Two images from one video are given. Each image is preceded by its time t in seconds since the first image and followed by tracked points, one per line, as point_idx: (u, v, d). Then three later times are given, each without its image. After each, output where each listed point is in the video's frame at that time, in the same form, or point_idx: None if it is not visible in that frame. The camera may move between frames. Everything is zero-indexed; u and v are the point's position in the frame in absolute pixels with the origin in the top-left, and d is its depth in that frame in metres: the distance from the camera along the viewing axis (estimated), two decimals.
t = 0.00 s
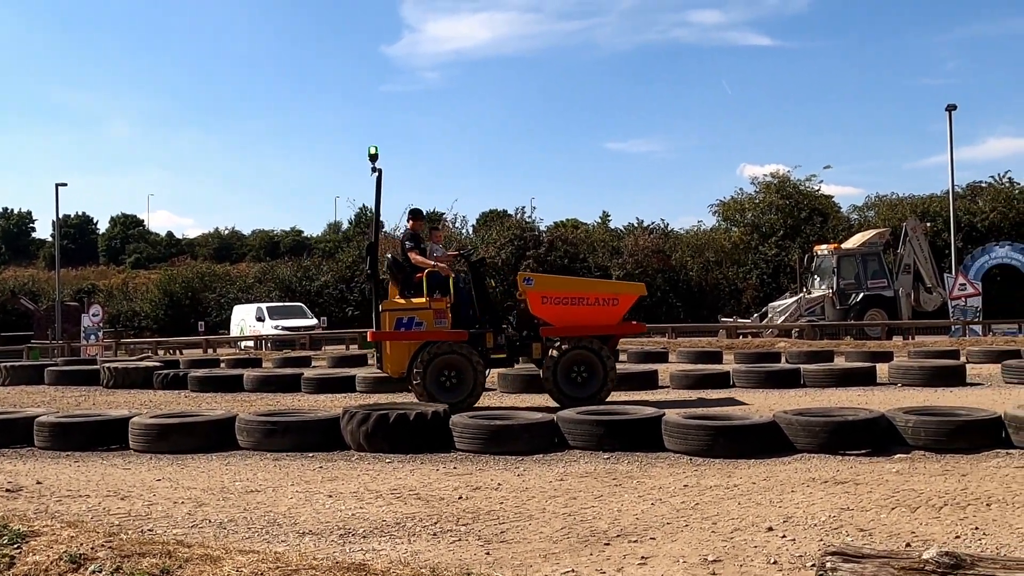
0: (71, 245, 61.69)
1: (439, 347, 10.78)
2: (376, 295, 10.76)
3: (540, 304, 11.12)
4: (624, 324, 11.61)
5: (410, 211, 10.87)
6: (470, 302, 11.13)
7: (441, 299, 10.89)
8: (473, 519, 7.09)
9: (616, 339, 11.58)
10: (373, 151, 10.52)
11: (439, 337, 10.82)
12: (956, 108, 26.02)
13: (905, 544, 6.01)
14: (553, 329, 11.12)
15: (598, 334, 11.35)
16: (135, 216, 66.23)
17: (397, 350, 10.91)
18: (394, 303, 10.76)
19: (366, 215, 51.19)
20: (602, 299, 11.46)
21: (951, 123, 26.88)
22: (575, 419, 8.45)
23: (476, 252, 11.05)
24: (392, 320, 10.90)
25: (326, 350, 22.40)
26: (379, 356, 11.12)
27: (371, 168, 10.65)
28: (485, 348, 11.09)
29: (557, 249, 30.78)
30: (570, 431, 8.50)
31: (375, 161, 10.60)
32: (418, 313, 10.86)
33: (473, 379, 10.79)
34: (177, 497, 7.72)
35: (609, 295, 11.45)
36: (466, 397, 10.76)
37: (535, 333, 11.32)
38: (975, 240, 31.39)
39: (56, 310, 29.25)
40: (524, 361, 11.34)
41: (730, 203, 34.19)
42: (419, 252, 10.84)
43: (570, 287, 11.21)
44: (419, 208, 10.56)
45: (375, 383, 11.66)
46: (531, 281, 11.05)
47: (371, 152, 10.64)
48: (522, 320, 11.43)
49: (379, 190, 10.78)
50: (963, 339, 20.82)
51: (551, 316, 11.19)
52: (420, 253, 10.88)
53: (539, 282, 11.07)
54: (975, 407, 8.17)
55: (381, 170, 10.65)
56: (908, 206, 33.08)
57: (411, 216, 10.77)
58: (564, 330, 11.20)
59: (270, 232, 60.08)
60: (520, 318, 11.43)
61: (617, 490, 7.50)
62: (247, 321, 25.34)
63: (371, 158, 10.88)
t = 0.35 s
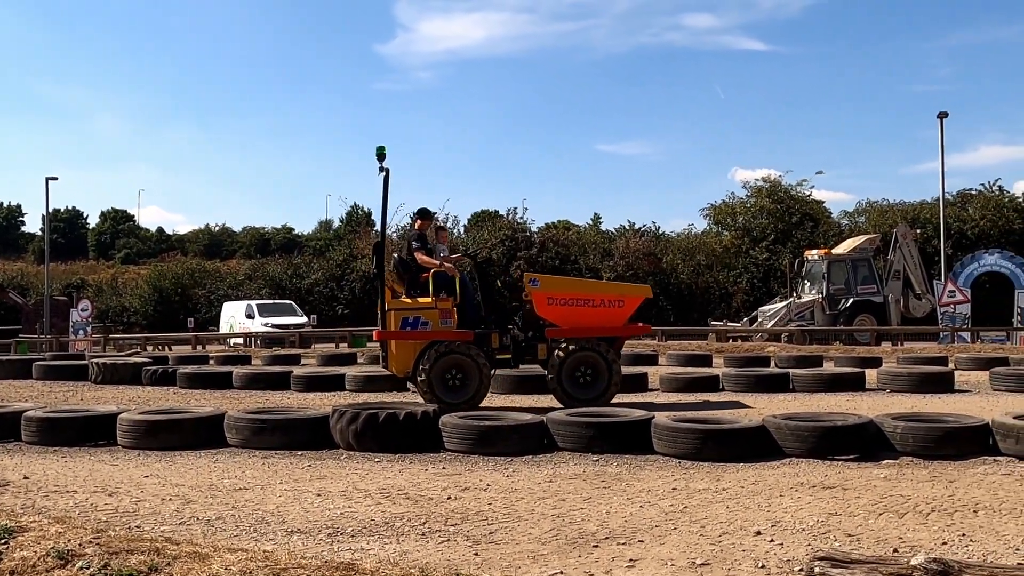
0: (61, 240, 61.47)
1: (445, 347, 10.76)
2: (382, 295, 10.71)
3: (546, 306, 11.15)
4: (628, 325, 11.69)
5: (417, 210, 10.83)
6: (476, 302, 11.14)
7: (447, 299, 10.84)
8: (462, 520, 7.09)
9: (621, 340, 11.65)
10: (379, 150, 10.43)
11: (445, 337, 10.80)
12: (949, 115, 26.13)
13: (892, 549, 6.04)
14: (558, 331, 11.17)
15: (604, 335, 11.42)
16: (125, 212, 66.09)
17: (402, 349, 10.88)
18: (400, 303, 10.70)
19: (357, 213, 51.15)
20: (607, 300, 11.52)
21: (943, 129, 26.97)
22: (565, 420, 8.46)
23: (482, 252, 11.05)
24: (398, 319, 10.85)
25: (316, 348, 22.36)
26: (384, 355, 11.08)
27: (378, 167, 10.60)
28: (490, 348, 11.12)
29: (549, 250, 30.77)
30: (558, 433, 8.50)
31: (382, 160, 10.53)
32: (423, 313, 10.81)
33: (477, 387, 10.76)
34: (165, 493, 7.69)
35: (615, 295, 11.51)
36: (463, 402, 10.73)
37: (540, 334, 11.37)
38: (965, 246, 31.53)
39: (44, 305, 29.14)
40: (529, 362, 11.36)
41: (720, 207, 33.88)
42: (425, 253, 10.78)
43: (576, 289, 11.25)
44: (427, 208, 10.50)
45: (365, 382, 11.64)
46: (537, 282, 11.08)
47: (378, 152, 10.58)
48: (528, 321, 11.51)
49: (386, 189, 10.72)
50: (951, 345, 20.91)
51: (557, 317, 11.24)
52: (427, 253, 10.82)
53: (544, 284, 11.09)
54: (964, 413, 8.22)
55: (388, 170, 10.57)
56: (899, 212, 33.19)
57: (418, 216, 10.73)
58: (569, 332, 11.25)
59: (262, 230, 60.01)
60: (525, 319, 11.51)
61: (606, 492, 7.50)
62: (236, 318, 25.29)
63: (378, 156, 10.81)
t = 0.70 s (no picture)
0: (44, 241, 61.08)
1: (446, 350, 10.78)
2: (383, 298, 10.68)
3: (546, 307, 11.16)
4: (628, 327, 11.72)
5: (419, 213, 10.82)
6: (476, 304, 11.11)
7: (447, 302, 10.82)
8: (447, 522, 7.08)
9: (621, 342, 11.69)
10: (380, 152, 10.42)
11: (446, 339, 10.79)
12: (933, 119, 26.28)
13: (875, 551, 6.06)
14: (558, 333, 11.19)
15: (603, 337, 11.44)
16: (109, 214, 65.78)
17: (403, 352, 10.89)
18: (400, 306, 10.68)
19: (342, 215, 51.06)
20: (607, 302, 11.54)
21: (927, 133, 27.10)
22: (550, 422, 8.45)
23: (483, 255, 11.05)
24: (399, 322, 10.82)
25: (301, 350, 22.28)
26: (385, 357, 11.10)
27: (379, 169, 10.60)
28: (490, 350, 11.13)
29: (534, 253, 30.73)
30: (544, 435, 8.50)
31: (383, 163, 10.54)
32: (424, 315, 10.79)
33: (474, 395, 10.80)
34: (149, 497, 7.65)
35: (615, 298, 11.52)
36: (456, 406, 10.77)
37: (540, 336, 11.33)
38: (948, 249, 31.70)
39: (27, 308, 28.92)
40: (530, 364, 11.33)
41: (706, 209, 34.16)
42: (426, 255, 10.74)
43: (577, 290, 11.27)
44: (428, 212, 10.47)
45: (350, 384, 11.61)
46: (537, 284, 11.08)
47: (379, 154, 10.58)
48: (528, 322, 11.44)
49: (387, 191, 10.72)
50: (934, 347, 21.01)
51: (557, 319, 11.27)
52: (427, 255, 10.78)
53: (545, 286, 11.10)
54: (946, 416, 8.26)
55: (388, 173, 10.58)
56: (882, 215, 33.33)
57: (419, 219, 10.69)
58: (569, 333, 11.27)
59: (246, 232, 59.81)
60: (526, 321, 11.44)
61: (590, 495, 7.51)
62: (221, 319, 25.17)
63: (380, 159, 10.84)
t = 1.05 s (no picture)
0: (28, 240, 60.77)
1: (449, 349, 10.71)
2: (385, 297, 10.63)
3: (547, 306, 11.26)
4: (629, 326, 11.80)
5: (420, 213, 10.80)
6: (478, 303, 11.09)
7: (450, 301, 10.78)
8: (434, 522, 7.08)
9: (622, 342, 11.76)
10: (382, 152, 10.42)
11: (448, 339, 10.76)
12: (918, 118, 26.44)
13: (861, 549, 6.08)
14: (560, 331, 11.24)
15: (606, 335, 11.48)
16: (94, 212, 65.55)
17: (405, 351, 10.84)
18: (403, 305, 10.62)
19: (329, 213, 50.99)
20: (608, 301, 11.64)
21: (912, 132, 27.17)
22: (537, 421, 8.45)
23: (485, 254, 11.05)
24: (401, 321, 10.78)
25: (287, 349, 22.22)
26: (386, 356, 11.04)
27: (381, 169, 10.60)
28: (493, 349, 11.08)
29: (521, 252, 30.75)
30: (531, 434, 8.49)
31: (384, 163, 10.54)
32: (426, 315, 10.76)
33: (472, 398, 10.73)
34: (134, 497, 7.61)
35: (616, 296, 11.63)
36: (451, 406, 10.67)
37: (542, 334, 11.37)
38: (933, 248, 31.90)
39: (12, 308, 28.76)
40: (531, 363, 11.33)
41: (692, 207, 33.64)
42: (429, 255, 10.73)
43: (578, 289, 11.37)
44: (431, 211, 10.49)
45: (337, 383, 11.58)
46: (539, 282, 11.17)
47: (380, 155, 10.59)
48: (530, 320, 11.44)
49: (389, 191, 10.73)
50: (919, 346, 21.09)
51: (558, 318, 11.34)
52: (430, 255, 10.77)
53: (546, 284, 11.19)
54: (932, 414, 8.29)
55: (391, 172, 10.59)
56: (867, 214, 33.47)
57: (421, 219, 10.71)
58: (571, 332, 11.33)
59: (232, 230, 59.67)
60: (527, 320, 11.43)
61: (577, 493, 7.51)
62: (207, 319, 25.09)
63: (381, 160, 10.84)
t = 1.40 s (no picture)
0: None
1: (436, 351, 10.71)
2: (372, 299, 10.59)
3: (534, 307, 11.24)
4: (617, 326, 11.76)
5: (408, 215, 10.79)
6: (466, 305, 11.07)
7: (437, 303, 10.80)
8: (407, 524, 7.05)
9: (610, 342, 11.71)
10: (368, 154, 10.35)
11: (436, 341, 10.77)
12: (887, 119, 26.70)
13: (831, 547, 6.11)
14: (547, 332, 11.23)
15: (592, 336, 11.44)
16: (61, 215, 64.82)
17: (393, 353, 10.84)
18: (390, 307, 10.61)
19: (301, 216, 50.78)
20: (596, 301, 11.60)
21: (881, 132, 27.41)
22: (511, 422, 8.43)
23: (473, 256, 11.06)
24: (388, 323, 10.77)
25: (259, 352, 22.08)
26: (374, 359, 11.04)
27: (367, 170, 10.48)
28: (481, 350, 11.06)
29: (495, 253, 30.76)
30: (504, 435, 8.48)
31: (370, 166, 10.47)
32: (414, 317, 10.76)
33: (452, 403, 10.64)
34: (104, 503, 7.52)
35: (603, 296, 11.57)
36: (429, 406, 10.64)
37: (530, 336, 11.33)
38: (902, 247, 32.27)
39: None
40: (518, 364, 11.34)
41: (663, 208, 33.61)
42: (415, 258, 10.72)
43: (564, 290, 11.35)
44: (418, 213, 10.45)
45: (309, 387, 11.51)
46: (526, 284, 11.15)
47: (366, 157, 10.54)
48: (518, 321, 11.38)
49: (375, 193, 10.63)
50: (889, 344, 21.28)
51: (545, 319, 11.33)
52: (417, 257, 10.75)
53: (533, 285, 11.18)
54: (901, 412, 8.36)
55: (377, 174, 10.43)
56: (837, 213, 33.74)
57: (408, 222, 10.69)
58: (558, 332, 11.32)
59: (203, 233, 59.27)
60: (515, 320, 11.38)
61: (550, 495, 7.50)
62: (179, 323, 24.87)
63: (367, 160, 10.69)
